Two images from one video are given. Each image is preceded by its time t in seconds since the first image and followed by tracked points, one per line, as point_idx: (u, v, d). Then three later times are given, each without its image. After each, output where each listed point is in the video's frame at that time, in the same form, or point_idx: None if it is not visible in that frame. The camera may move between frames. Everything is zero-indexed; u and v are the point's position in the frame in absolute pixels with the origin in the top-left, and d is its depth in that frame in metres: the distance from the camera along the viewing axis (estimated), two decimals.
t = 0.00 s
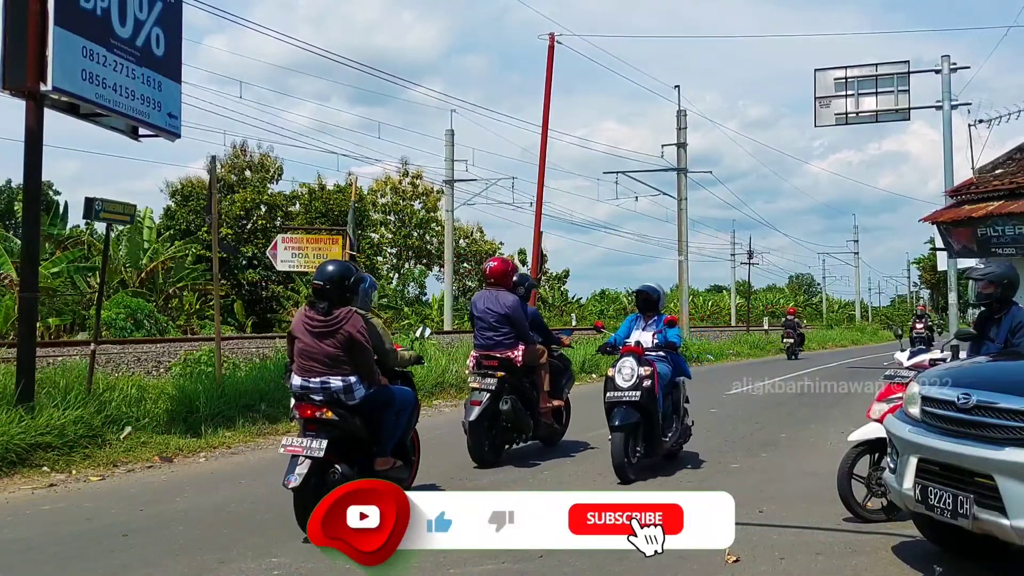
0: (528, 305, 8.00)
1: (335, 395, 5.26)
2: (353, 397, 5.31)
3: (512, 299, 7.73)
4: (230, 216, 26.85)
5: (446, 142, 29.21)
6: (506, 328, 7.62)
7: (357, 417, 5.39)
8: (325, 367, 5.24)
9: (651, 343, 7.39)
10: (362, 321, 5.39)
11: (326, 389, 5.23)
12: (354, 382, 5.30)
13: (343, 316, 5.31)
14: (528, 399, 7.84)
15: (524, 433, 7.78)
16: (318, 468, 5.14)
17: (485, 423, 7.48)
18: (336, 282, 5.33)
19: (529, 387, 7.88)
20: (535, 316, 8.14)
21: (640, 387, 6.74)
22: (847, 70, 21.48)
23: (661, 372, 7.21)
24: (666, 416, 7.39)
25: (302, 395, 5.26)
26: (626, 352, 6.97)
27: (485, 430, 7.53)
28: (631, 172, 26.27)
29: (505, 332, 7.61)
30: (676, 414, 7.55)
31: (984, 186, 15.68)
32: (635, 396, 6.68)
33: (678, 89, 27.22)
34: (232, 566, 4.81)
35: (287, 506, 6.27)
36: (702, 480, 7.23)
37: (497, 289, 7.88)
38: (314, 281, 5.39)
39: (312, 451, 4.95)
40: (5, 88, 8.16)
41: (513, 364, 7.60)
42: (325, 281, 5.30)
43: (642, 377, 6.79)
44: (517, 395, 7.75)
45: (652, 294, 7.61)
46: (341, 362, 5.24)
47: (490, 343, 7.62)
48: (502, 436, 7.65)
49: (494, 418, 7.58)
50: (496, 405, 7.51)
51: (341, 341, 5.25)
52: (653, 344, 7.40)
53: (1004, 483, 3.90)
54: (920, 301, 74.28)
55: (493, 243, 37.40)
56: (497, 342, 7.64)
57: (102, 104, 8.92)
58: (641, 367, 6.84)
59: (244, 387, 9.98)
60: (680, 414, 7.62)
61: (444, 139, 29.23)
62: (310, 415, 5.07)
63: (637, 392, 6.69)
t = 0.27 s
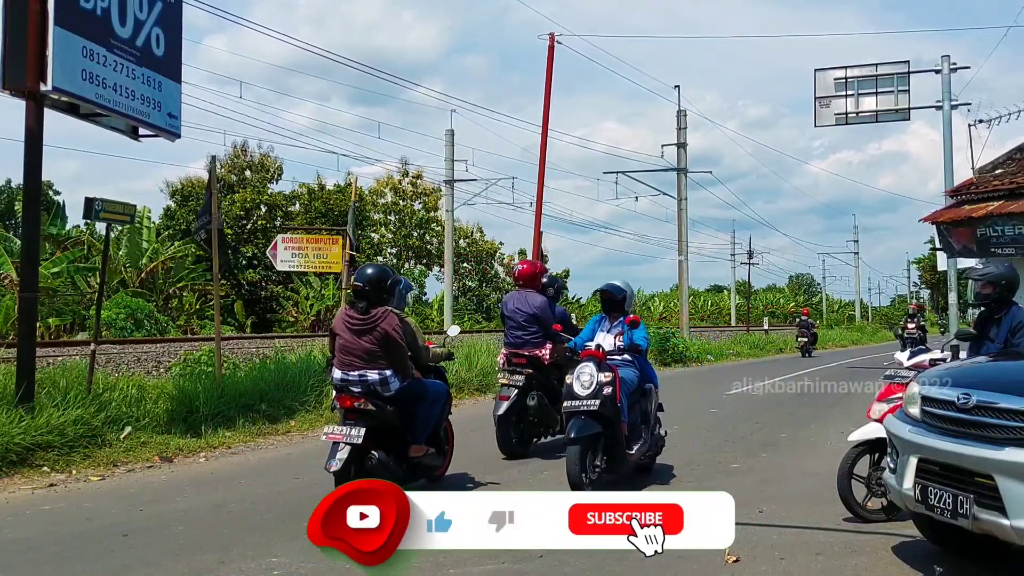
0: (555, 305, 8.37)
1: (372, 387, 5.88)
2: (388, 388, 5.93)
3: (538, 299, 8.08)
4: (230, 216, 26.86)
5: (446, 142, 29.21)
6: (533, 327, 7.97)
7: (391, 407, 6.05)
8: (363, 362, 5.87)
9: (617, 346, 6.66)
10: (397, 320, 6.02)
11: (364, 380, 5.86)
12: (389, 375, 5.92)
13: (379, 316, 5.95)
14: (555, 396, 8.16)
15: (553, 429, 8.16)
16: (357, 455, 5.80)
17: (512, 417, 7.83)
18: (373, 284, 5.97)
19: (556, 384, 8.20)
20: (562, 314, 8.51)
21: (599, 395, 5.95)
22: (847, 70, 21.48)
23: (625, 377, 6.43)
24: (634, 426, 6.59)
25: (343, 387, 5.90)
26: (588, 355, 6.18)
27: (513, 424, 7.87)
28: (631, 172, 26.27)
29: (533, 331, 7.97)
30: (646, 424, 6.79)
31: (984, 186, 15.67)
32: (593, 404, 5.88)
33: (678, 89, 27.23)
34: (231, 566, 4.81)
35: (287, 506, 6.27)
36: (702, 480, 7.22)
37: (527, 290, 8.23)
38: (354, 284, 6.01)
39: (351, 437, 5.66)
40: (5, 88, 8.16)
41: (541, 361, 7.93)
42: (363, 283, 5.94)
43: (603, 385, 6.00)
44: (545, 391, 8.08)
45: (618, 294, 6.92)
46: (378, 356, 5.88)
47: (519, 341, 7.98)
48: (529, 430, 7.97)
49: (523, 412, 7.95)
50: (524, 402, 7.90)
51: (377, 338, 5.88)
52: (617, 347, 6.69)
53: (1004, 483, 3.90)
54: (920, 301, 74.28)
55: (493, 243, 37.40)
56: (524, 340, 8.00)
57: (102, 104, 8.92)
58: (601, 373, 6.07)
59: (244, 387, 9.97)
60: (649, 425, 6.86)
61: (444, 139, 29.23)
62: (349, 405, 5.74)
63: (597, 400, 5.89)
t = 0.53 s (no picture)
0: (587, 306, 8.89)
1: (406, 380, 6.24)
2: (421, 381, 6.28)
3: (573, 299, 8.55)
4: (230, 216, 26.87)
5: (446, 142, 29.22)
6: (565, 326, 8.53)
7: (423, 400, 6.39)
8: (397, 357, 6.26)
9: (568, 349, 6.23)
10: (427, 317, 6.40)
11: (398, 374, 6.22)
12: (422, 370, 6.28)
13: (412, 314, 6.36)
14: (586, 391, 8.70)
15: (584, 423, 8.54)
16: (392, 444, 6.23)
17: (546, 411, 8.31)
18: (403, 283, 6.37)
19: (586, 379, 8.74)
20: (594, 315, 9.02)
21: (544, 405, 5.54)
22: (847, 70, 21.48)
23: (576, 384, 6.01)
24: (589, 436, 6.15)
25: (378, 380, 6.28)
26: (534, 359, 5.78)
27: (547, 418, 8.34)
28: (631, 172, 26.28)
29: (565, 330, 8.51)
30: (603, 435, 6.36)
31: (984, 186, 15.67)
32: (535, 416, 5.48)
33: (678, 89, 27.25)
34: (231, 566, 4.81)
35: (287, 506, 6.27)
36: (703, 480, 7.22)
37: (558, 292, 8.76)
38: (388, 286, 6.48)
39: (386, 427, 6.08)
40: (5, 87, 8.16)
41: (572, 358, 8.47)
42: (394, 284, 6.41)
43: (547, 393, 5.59)
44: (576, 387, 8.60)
45: (572, 294, 6.48)
46: (410, 352, 6.26)
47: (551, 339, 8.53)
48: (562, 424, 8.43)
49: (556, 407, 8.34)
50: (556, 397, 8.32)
51: (410, 335, 6.29)
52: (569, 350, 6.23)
53: (1004, 484, 3.89)
54: (921, 301, 74.31)
55: (493, 243, 37.41)
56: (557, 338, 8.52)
57: (102, 104, 8.92)
58: (546, 380, 5.66)
59: (244, 387, 9.98)
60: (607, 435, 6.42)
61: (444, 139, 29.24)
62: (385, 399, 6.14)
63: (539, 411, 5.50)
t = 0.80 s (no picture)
0: (626, 308, 9.34)
1: (435, 375, 6.84)
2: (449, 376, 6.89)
3: (611, 303, 9.11)
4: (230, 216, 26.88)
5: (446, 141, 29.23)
6: (605, 327, 9.03)
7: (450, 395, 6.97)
8: (428, 353, 6.90)
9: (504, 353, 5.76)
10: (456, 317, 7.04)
11: (429, 370, 6.83)
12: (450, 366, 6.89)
13: (442, 313, 7.01)
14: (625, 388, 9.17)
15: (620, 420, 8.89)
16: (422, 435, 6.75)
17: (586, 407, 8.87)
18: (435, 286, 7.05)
19: (625, 377, 9.19)
20: (633, 318, 9.45)
21: (465, 415, 5.14)
22: (847, 70, 21.48)
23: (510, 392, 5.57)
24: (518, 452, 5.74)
25: (409, 375, 6.88)
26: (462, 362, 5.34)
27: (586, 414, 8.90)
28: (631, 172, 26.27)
29: (603, 332, 9.02)
30: (541, 445, 5.94)
31: (984, 187, 15.67)
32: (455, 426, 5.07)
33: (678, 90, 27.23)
34: (230, 566, 4.81)
35: (287, 506, 6.27)
36: (702, 480, 7.22)
37: (599, 294, 9.25)
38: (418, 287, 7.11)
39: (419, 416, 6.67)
40: (5, 87, 8.16)
41: (610, 358, 8.96)
42: (424, 286, 7.04)
43: (472, 402, 5.18)
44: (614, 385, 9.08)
45: (511, 291, 6.06)
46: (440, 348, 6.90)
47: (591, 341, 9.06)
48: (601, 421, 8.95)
49: (592, 404, 8.82)
50: (592, 394, 8.78)
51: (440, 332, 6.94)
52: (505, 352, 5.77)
53: (1004, 484, 3.89)
54: (921, 301, 74.36)
55: (493, 243, 37.42)
56: (598, 338, 9.04)
57: (102, 104, 8.92)
58: (472, 387, 5.23)
59: (245, 387, 9.98)
60: (548, 446, 6.00)
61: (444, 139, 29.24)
62: (416, 391, 6.72)
63: (458, 421, 5.09)
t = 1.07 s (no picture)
0: (673, 310, 9.68)
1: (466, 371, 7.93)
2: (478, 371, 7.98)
3: (657, 305, 9.54)
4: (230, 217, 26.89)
5: (446, 142, 29.24)
6: (650, 329, 9.49)
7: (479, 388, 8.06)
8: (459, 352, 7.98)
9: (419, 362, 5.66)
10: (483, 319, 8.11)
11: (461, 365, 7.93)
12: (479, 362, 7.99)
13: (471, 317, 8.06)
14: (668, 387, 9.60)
15: (661, 417, 9.45)
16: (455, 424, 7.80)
17: (627, 402, 9.48)
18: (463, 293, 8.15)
19: (671, 376, 9.59)
20: (679, 318, 9.75)
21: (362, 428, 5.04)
22: (847, 70, 21.48)
23: (422, 399, 5.49)
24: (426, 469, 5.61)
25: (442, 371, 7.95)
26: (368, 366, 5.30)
27: (627, 408, 9.52)
28: (631, 172, 26.26)
29: (649, 332, 9.49)
30: (458, 460, 5.82)
31: (984, 187, 15.67)
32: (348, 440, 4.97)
33: (678, 90, 27.25)
34: (230, 566, 4.81)
35: (287, 506, 6.28)
36: (703, 480, 7.21)
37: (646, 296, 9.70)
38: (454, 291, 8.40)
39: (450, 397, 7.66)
40: (5, 87, 8.17)
41: (654, 358, 9.42)
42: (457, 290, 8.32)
43: (370, 415, 5.09)
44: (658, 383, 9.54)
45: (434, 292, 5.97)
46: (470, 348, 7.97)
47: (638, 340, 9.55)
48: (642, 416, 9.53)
49: (636, 401, 9.50)
50: (634, 391, 9.37)
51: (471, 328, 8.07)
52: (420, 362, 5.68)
53: (1004, 484, 3.89)
54: (920, 301, 74.37)
55: (493, 243, 37.42)
56: (644, 338, 9.52)
57: (102, 104, 8.93)
58: (376, 396, 5.16)
59: (245, 386, 9.99)
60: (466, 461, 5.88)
61: (444, 139, 29.25)
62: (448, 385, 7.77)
63: (355, 433, 4.99)
